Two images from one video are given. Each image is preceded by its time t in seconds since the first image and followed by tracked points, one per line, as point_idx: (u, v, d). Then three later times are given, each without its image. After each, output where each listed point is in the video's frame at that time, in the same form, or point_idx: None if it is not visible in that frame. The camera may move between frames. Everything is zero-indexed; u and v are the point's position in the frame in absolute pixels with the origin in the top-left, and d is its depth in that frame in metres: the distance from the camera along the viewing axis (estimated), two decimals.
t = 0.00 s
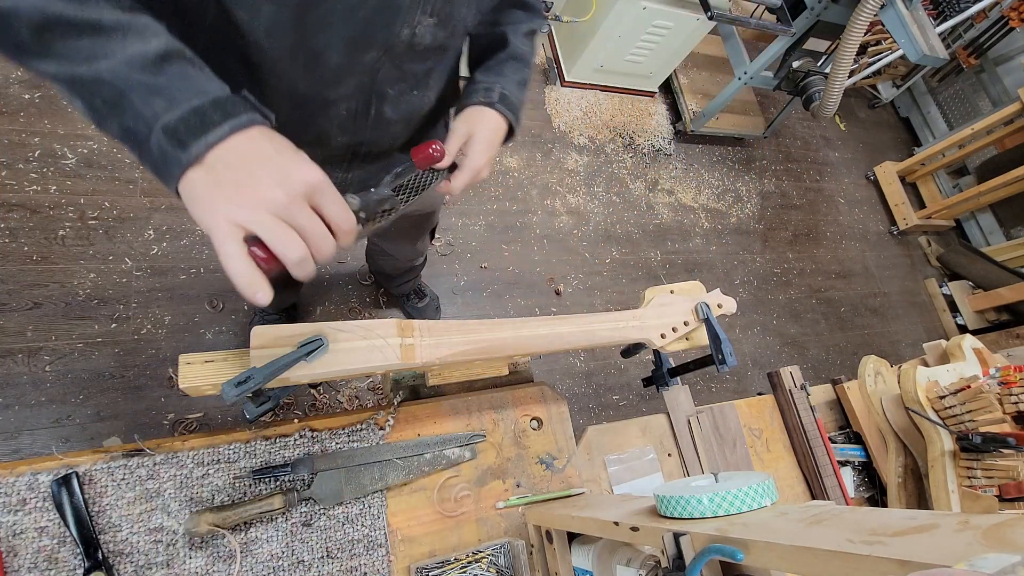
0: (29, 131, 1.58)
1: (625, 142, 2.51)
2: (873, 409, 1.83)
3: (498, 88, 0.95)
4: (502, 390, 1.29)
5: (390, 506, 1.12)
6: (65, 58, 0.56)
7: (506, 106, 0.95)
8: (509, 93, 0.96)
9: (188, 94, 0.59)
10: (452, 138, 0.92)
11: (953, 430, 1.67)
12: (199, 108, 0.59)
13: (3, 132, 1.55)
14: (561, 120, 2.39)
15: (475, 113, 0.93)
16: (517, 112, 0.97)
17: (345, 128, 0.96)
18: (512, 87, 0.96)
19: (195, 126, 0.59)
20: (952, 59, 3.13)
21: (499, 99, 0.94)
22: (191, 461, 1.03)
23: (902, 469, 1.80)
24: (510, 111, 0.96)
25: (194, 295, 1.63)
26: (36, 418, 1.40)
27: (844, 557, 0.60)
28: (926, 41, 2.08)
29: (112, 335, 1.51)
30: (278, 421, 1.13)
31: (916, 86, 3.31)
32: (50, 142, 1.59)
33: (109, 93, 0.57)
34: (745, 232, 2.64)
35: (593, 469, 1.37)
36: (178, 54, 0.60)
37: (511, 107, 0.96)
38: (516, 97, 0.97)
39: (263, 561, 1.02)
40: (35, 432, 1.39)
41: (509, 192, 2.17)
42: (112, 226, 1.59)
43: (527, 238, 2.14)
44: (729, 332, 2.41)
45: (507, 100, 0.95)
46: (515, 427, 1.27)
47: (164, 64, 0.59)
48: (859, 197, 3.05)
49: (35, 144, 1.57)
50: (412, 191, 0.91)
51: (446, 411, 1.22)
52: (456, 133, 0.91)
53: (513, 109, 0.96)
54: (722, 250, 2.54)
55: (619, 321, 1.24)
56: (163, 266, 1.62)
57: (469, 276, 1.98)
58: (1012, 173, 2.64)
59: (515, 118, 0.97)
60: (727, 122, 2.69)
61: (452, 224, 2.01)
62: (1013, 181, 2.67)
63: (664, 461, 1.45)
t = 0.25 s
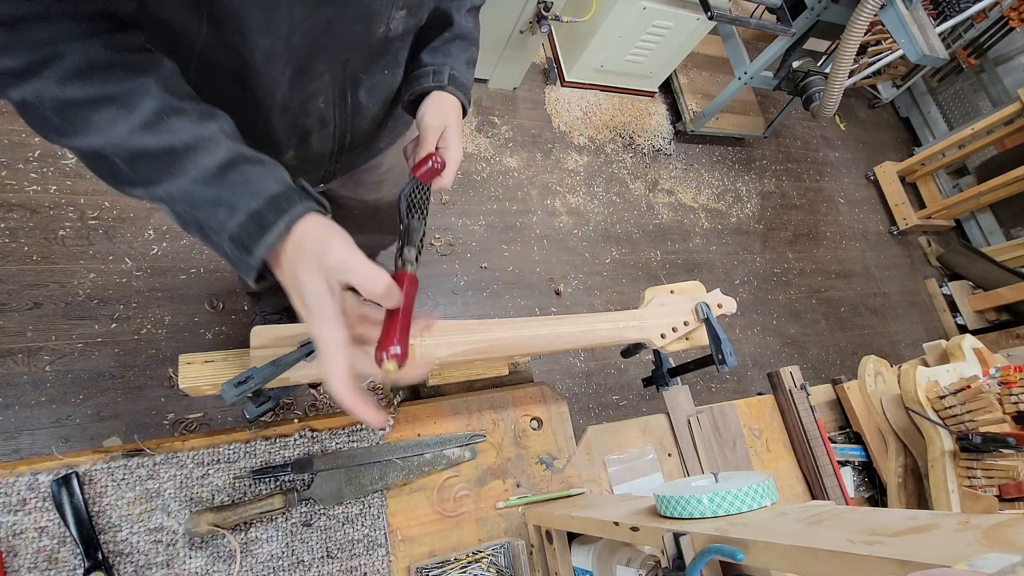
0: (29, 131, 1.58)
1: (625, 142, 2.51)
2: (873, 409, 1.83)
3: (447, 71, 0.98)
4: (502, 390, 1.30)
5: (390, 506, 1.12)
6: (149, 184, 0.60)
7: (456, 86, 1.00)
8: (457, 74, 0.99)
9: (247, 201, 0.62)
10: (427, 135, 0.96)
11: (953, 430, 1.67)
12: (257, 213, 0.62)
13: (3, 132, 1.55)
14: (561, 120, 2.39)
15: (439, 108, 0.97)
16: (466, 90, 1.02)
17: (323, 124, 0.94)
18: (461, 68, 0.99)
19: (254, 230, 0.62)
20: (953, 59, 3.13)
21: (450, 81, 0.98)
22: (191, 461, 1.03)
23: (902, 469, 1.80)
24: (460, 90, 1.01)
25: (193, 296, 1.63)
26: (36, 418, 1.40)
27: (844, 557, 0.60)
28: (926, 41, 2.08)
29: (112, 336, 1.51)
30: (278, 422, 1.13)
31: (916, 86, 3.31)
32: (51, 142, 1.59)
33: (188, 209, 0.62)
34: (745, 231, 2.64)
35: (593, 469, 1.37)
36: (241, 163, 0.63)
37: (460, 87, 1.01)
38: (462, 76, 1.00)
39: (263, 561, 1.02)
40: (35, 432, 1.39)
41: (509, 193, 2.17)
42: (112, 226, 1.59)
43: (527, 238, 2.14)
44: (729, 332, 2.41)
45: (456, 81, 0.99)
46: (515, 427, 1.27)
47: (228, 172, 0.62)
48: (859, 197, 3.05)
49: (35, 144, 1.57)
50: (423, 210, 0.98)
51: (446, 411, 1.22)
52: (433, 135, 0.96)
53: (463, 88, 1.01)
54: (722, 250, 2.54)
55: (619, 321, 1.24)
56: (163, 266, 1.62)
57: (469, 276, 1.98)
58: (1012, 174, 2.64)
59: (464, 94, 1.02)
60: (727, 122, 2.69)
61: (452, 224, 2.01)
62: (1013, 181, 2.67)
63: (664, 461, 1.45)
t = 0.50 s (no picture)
0: (29, 131, 1.58)
1: (625, 142, 2.51)
2: (873, 410, 1.82)
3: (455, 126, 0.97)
4: (502, 390, 1.30)
5: (390, 506, 1.12)
6: (265, 258, 0.61)
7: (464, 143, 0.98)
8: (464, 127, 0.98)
9: (359, 266, 0.63)
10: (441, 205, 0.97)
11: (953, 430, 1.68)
12: (370, 277, 0.63)
13: (3, 132, 1.55)
14: (561, 121, 2.39)
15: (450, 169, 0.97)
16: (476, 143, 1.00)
17: (322, 130, 0.93)
18: (468, 121, 0.98)
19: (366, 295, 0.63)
20: (952, 59, 3.13)
21: (458, 138, 0.97)
22: (191, 461, 1.03)
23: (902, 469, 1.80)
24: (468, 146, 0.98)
25: (193, 296, 1.63)
26: (36, 419, 1.40)
27: (844, 557, 0.60)
28: (926, 41, 2.08)
29: (112, 336, 1.51)
30: (278, 421, 1.13)
31: (916, 86, 3.31)
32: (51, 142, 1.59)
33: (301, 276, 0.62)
34: (745, 232, 2.64)
35: (593, 469, 1.37)
36: (350, 231, 0.64)
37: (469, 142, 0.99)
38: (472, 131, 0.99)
39: (263, 561, 1.02)
40: (35, 432, 1.39)
41: (510, 193, 2.17)
42: (112, 227, 1.59)
43: (527, 238, 2.14)
44: (729, 332, 2.41)
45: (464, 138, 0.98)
46: (515, 427, 1.27)
47: (340, 241, 0.63)
48: (859, 197, 3.05)
49: (35, 144, 1.57)
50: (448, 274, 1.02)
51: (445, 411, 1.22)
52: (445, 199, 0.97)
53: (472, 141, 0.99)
54: (722, 250, 2.54)
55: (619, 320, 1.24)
56: (163, 266, 1.62)
57: (469, 276, 1.98)
58: (1012, 174, 2.64)
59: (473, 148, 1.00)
60: (726, 123, 2.69)
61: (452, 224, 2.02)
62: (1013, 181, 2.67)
63: (664, 461, 1.45)
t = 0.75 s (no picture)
0: (29, 131, 1.58)
1: (625, 142, 2.51)
2: (873, 410, 1.82)
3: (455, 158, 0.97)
4: (502, 390, 1.30)
5: (390, 506, 1.12)
6: (301, 270, 0.66)
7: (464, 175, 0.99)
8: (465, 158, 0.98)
9: (390, 289, 0.68)
10: (443, 238, 0.98)
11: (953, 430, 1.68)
12: (401, 301, 0.68)
13: (3, 132, 1.55)
14: (561, 121, 2.39)
15: (449, 204, 0.97)
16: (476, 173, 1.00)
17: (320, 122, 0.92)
18: (468, 150, 0.98)
19: (397, 316, 0.68)
20: (952, 59, 3.13)
21: (456, 168, 0.97)
22: (191, 461, 1.03)
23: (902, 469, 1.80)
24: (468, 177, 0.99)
25: (193, 296, 1.63)
26: (36, 419, 1.40)
27: (844, 557, 0.60)
28: (926, 41, 2.08)
29: (112, 336, 1.51)
30: (278, 421, 1.13)
31: (916, 86, 3.31)
32: (50, 142, 1.59)
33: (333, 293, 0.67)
34: (745, 232, 2.64)
35: (593, 469, 1.37)
36: (384, 257, 0.69)
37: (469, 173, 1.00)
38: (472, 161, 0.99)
39: (263, 561, 1.02)
40: (35, 432, 1.39)
41: (510, 192, 2.17)
42: (112, 227, 1.59)
43: (527, 238, 2.14)
44: (729, 332, 2.41)
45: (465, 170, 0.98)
46: (515, 427, 1.27)
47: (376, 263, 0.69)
48: (859, 197, 3.05)
49: (35, 145, 1.57)
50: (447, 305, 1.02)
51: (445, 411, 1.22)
52: (445, 233, 0.98)
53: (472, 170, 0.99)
54: (722, 250, 2.54)
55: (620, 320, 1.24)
56: (163, 266, 1.61)
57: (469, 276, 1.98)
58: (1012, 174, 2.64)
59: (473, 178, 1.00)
60: (726, 122, 2.69)
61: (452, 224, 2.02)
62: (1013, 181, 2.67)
63: (664, 461, 1.45)
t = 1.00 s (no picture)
0: (29, 131, 1.58)
1: (625, 142, 2.51)
2: (873, 410, 1.82)
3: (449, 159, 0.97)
4: (502, 390, 1.30)
5: (390, 506, 1.12)
6: (308, 257, 0.67)
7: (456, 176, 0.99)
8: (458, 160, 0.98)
9: (396, 272, 0.68)
10: (433, 238, 0.98)
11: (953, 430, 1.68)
12: (407, 282, 0.68)
13: (3, 132, 1.55)
14: (561, 121, 2.39)
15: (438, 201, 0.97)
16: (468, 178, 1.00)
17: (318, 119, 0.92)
18: (462, 154, 0.98)
19: (404, 297, 0.68)
20: (953, 59, 3.14)
21: (449, 170, 0.97)
22: (191, 461, 1.03)
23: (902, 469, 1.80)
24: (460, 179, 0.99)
25: (193, 296, 1.63)
26: (36, 419, 1.40)
27: (844, 557, 0.60)
28: (926, 41, 2.08)
29: (112, 336, 1.51)
30: (278, 421, 1.12)
31: (916, 86, 3.31)
32: (50, 142, 1.59)
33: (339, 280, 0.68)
34: (746, 232, 2.64)
35: (593, 469, 1.37)
36: (389, 242, 0.70)
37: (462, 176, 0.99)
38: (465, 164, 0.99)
39: (263, 561, 1.02)
40: (35, 433, 1.39)
41: (510, 192, 2.17)
42: (112, 227, 1.59)
43: (527, 238, 2.14)
44: (729, 332, 2.41)
45: (457, 172, 0.98)
46: (515, 427, 1.27)
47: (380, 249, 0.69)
48: (859, 197, 3.05)
49: (35, 145, 1.57)
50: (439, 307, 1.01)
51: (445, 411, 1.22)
52: (435, 232, 0.97)
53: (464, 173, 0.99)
54: (722, 250, 2.54)
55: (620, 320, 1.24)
56: (164, 266, 1.62)
57: (469, 276, 1.98)
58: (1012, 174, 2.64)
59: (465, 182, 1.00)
60: (726, 122, 2.68)
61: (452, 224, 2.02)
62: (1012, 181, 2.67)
63: (664, 461, 1.45)
